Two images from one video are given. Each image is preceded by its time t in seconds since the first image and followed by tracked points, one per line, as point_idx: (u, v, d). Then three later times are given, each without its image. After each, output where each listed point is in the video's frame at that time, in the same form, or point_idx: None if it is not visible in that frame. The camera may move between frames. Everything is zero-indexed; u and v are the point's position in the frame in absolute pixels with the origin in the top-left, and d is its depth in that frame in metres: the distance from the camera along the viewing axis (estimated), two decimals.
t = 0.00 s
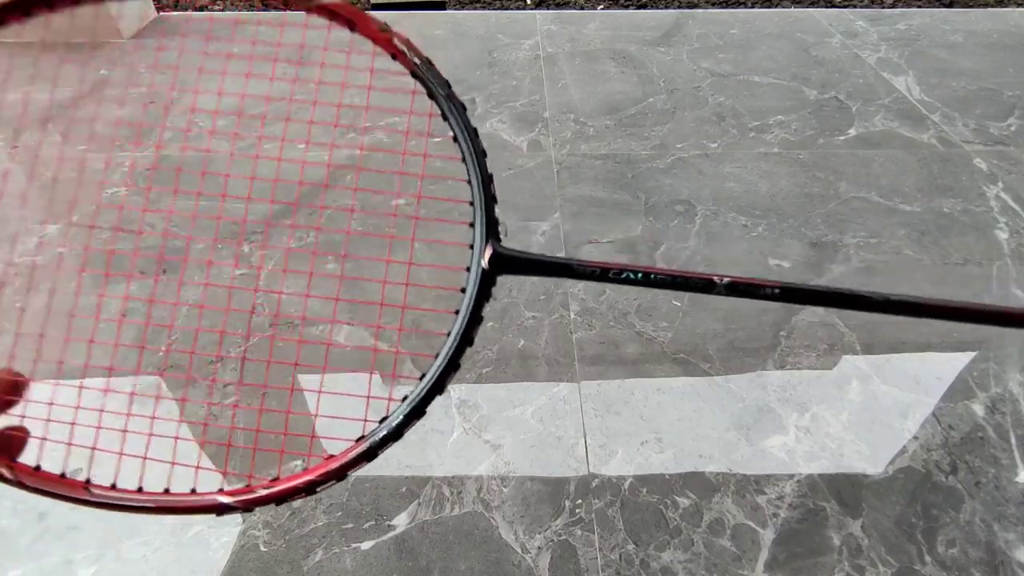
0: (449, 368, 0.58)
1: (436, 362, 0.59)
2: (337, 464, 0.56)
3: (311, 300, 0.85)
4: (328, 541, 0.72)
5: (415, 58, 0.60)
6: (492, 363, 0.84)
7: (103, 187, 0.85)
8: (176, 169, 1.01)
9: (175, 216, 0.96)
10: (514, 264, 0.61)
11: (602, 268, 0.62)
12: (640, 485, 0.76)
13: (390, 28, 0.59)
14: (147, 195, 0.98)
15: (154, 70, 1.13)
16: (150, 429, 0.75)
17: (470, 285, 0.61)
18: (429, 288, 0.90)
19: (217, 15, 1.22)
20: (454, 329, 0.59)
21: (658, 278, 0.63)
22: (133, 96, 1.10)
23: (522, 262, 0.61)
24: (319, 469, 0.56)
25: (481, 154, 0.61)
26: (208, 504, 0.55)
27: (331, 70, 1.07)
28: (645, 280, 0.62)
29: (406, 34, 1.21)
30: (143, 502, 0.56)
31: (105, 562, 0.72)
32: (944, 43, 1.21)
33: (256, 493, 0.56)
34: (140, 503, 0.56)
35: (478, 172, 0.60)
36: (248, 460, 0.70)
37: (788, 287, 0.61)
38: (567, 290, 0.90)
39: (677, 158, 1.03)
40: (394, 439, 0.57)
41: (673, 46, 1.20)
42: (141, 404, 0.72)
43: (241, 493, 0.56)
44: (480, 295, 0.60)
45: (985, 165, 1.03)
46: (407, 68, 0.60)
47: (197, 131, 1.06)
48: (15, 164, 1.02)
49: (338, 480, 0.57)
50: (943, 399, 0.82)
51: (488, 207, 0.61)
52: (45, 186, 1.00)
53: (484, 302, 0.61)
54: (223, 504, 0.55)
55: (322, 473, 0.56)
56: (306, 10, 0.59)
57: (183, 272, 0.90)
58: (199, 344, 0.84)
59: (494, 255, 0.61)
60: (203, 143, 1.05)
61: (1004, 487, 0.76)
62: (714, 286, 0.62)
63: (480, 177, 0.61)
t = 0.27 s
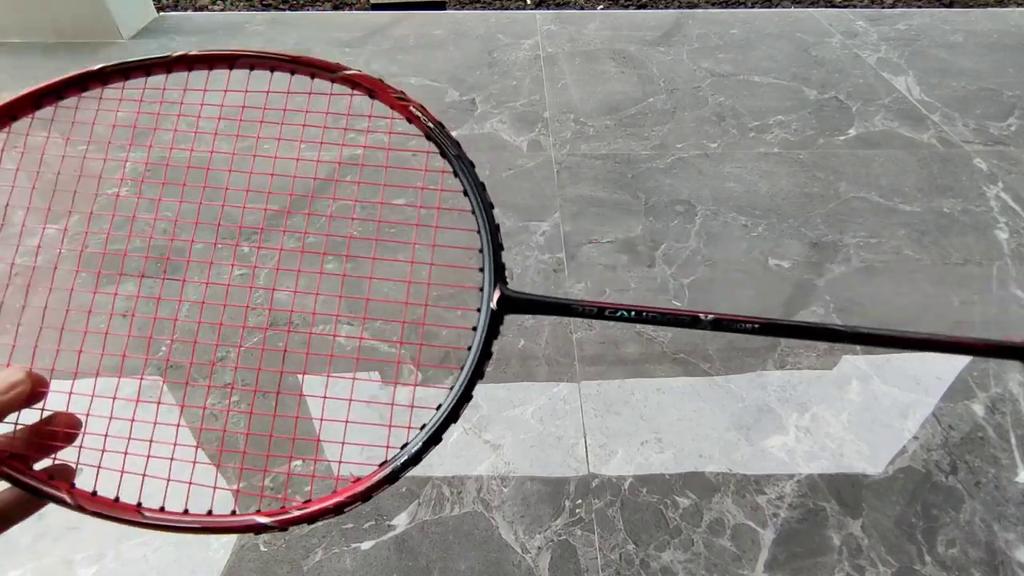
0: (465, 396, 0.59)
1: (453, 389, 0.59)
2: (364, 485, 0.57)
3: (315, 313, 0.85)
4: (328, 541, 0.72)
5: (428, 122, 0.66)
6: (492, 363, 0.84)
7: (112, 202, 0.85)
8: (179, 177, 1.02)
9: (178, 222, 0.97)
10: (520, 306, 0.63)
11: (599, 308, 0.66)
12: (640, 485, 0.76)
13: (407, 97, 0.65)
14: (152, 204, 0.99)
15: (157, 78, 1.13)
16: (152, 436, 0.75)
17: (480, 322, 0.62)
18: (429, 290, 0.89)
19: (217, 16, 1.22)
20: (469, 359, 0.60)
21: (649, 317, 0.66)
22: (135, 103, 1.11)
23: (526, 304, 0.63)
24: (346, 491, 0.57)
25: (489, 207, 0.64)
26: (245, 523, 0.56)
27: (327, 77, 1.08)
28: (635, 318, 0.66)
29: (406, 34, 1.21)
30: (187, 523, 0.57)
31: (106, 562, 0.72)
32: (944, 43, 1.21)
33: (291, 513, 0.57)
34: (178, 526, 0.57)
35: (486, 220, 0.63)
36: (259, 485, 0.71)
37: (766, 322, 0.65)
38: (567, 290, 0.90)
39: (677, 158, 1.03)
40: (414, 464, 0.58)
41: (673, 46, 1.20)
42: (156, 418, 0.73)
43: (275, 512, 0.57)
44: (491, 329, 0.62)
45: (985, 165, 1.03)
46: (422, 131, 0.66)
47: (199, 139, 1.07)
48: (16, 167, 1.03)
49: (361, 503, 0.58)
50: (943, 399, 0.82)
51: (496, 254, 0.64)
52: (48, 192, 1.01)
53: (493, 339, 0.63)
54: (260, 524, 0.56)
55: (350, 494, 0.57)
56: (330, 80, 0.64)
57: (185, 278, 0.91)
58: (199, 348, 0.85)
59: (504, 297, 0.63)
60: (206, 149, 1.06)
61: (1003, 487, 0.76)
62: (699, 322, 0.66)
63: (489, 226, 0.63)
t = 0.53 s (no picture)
0: (468, 396, 0.59)
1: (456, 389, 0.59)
2: (366, 486, 0.57)
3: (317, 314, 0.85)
4: (328, 541, 0.72)
5: (429, 118, 0.65)
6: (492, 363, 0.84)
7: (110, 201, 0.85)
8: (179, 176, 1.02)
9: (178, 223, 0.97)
10: (524, 304, 0.63)
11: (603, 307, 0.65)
12: (640, 485, 0.76)
13: (408, 93, 0.64)
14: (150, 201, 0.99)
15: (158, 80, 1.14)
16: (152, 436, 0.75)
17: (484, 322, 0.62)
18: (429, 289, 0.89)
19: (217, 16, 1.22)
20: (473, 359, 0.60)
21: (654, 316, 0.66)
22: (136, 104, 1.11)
23: (530, 302, 0.63)
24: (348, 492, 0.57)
25: (492, 204, 0.63)
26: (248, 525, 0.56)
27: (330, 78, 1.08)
28: (641, 317, 0.66)
29: (406, 34, 1.21)
30: (188, 525, 0.57)
31: (105, 562, 0.72)
32: (944, 43, 1.21)
33: (293, 514, 0.57)
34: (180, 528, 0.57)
35: (489, 217, 0.63)
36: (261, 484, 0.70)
37: (772, 321, 0.65)
38: (567, 290, 0.90)
39: (677, 158, 1.03)
40: (417, 465, 0.58)
41: (673, 46, 1.20)
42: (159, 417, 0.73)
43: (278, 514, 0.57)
44: (495, 328, 0.62)
45: (985, 165, 1.03)
46: (423, 127, 0.65)
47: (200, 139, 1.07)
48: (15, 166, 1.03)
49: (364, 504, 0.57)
50: (943, 399, 0.82)
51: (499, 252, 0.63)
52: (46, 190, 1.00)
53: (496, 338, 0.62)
54: (262, 526, 0.56)
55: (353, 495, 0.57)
56: (331, 77, 0.65)
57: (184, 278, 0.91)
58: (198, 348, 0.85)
59: (506, 296, 0.63)
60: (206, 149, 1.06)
61: (1003, 487, 0.76)
62: (704, 321, 0.66)
63: (492, 224, 0.63)
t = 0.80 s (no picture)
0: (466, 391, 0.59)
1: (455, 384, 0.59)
2: (362, 482, 0.56)
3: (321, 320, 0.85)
4: (328, 541, 0.72)
5: (427, 103, 0.65)
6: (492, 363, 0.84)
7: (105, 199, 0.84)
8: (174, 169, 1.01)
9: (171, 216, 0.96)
10: (524, 294, 0.63)
11: (607, 297, 0.65)
12: (640, 485, 0.76)
13: (406, 77, 0.65)
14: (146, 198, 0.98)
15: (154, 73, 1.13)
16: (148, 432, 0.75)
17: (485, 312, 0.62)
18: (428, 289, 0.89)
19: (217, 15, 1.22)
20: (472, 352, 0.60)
21: (659, 306, 0.66)
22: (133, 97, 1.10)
23: (530, 291, 0.63)
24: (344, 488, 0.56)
25: (492, 192, 0.63)
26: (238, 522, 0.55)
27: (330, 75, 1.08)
28: (645, 308, 0.66)
29: (406, 34, 1.21)
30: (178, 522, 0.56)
31: (105, 562, 0.72)
32: (944, 43, 1.21)
33: (287, 511, 0.56)
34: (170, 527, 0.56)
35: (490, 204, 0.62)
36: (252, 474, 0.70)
37: (779, 313, 0.65)
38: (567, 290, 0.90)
39: (677, 158, 1.03)
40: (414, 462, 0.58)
41: (673, 46, 1.20)
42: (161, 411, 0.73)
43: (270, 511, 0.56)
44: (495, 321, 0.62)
45: (985, 165, 1.03)
46: (422, 112, 0.65)
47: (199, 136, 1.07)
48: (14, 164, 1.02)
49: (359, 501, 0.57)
50: (943, 399, 0.82)
51: (500, 242, 0.63)
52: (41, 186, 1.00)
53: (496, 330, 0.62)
54: (254, 522, 0.55)
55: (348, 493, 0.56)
56: (325, 58, 0.65)
57: (180, 278, 0.90)
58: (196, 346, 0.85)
59: (507, 286, 0.63)
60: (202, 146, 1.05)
61: (1003, 487, 0.76)
62: (710, 312, 0.66)
63: (492, 212, 0.63)
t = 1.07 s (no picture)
0: (455, 378, 0.54)
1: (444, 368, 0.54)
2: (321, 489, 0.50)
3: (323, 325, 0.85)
4: (328, 541, 0.72)
5: (418, 88, 0.69)
6: (492, 363, 0.84)
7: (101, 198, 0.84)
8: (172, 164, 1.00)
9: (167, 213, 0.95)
10: (522, 268, 0.60)
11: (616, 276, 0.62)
12: (640, 485, 0.76)
13: (395, 63, 0.69)
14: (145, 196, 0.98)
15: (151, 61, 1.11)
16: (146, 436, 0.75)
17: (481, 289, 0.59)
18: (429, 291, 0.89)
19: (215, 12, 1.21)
20: (466, 331, 0.56)
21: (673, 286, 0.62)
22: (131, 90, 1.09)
23: (529, 266, 0.60)
24: (297, 498, 0.49)
25: (489, 171, 0.64)
26: (148, 544, 0.47)
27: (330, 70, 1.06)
28: (659, 288, 0.62)
29: (406, 34, 1.21)
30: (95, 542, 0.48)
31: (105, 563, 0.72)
32: (944, 43, 1.21)
33: (220, 528, 0.48)
34: (141, 535, 0.56)
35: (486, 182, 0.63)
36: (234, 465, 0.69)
37: (801, 294, 0.61)
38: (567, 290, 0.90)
39: (677, 158, 1.03)
40: (390, 461, 0.52)
41: (673, 46, 1.20)
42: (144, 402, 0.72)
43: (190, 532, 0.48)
44: (490, 302, 0.59)
45: (985, 165, 1.03)
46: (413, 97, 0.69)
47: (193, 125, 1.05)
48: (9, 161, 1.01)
49: (316, 515, 0.50)
50: (943, 399, 0.82)
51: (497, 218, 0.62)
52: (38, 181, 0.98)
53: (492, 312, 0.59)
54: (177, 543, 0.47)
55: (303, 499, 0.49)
56: (315, 46, 0.71)
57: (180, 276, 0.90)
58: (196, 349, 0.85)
59: (504, 261, 0.60)
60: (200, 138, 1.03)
61: (1003, 487, 0.76)
62: (728, 293, 0.62)
63: (489, 188, 0.63)
